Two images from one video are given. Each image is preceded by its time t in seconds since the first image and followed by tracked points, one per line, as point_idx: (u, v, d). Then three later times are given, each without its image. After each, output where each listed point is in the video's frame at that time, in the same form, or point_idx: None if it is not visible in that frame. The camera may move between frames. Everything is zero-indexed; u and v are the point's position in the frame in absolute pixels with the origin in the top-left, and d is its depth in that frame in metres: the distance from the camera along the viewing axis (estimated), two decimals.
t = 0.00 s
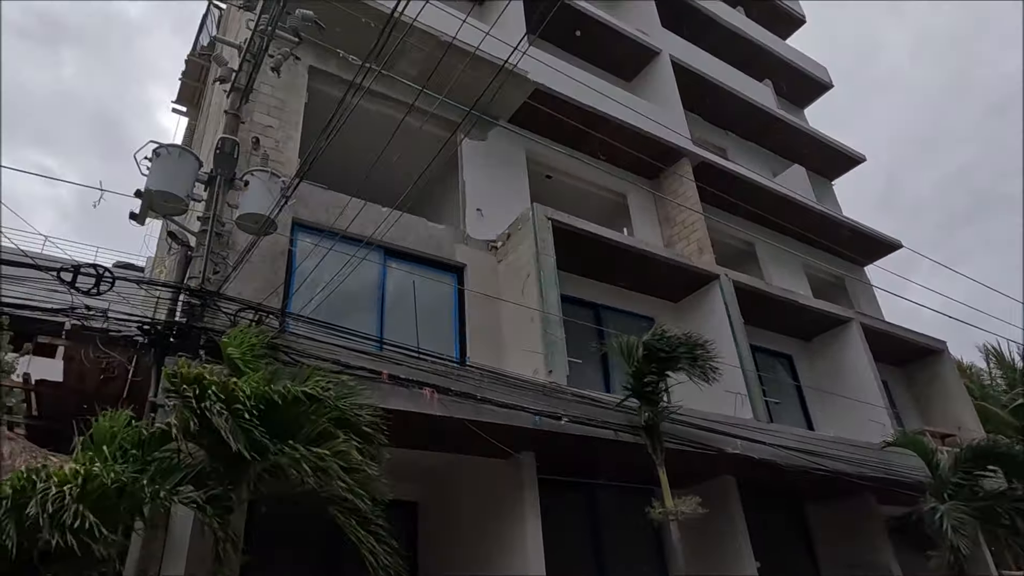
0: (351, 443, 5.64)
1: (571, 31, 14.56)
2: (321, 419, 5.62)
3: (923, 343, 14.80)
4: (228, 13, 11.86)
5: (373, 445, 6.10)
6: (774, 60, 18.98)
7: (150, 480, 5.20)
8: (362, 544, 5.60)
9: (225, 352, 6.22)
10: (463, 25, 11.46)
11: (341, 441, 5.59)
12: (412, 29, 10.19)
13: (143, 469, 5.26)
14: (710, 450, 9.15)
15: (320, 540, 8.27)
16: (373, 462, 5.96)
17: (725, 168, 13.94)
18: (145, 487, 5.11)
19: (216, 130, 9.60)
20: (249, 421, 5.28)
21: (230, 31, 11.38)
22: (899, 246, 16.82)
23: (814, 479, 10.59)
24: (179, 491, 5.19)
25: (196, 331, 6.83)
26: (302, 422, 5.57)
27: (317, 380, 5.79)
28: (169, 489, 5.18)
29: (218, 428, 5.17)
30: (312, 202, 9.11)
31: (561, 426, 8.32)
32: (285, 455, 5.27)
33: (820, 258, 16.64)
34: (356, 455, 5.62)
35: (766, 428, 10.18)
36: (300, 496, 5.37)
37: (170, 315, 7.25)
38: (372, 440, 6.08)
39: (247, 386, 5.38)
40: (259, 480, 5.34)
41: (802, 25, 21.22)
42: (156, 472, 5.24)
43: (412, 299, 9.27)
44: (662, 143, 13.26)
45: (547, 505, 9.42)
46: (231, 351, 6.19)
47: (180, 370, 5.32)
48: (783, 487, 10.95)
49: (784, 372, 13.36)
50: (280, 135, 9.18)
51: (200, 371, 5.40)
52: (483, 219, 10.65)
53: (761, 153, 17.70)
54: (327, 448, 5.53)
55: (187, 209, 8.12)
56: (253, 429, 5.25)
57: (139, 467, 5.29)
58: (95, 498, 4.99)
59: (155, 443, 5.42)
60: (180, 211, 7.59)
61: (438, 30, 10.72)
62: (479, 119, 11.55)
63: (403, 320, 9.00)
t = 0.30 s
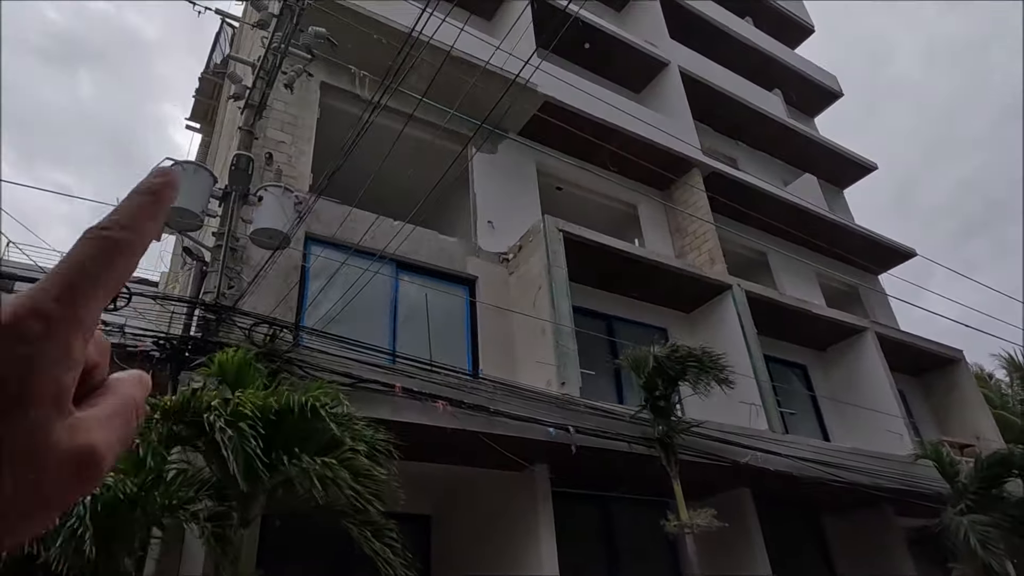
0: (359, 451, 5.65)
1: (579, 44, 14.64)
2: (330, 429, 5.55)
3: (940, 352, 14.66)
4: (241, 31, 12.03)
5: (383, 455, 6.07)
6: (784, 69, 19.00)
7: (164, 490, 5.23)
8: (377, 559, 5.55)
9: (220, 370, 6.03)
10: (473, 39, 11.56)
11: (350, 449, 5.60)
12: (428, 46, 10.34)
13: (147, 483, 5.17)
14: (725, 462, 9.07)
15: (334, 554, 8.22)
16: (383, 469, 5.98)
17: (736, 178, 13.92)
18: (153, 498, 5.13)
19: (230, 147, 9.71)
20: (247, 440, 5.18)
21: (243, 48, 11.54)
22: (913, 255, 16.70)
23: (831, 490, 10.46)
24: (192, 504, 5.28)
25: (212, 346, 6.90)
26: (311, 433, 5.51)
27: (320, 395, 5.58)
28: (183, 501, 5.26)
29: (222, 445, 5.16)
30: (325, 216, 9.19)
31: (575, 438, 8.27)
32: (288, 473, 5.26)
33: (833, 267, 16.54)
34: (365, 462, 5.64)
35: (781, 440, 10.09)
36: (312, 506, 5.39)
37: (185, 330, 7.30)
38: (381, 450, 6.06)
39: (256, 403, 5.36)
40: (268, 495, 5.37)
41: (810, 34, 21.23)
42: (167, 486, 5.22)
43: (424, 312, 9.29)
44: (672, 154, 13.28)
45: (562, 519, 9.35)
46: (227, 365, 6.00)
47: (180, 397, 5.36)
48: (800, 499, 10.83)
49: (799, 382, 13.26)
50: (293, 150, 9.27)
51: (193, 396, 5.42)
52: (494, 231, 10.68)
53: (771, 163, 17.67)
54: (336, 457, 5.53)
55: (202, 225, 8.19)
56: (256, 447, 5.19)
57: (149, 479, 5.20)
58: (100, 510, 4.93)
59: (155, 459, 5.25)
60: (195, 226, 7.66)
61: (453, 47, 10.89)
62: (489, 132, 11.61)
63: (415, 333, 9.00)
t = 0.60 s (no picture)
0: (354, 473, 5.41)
1: (587, 55, 14.71)
2: (335, 450, 5.47)
3: (954, 361, 14.51)
4: (252, 47, 12.19)
5: (387, 476, 5.90)
6: (791, 79, 19.01)
7: (167, 508, 5.25)
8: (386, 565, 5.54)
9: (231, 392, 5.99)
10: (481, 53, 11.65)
11: (344, 472, 5.38)
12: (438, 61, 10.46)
13: (149, 498, 5.20)
14: (736, 473, 9.00)
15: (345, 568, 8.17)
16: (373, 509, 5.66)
17: (744, 187, 13.90)
18: (159, 512, 5.23)
19: (241, 162, 9.81)
20: (211, 476, 5.12)
21: (254, 65, 11.69)
22: (926, 263, 16.57)
23: (846, 502, 10.33)
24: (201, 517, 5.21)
25: (224, 359, 6.90)
26: (316, 452, 5.48)
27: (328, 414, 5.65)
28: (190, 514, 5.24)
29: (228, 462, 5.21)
30: (335, 230, 9.25)
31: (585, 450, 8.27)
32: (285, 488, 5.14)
33: (844, 276, 16.44)
34: (353, 487, 5.37)
35: (793, 451, 10.01)
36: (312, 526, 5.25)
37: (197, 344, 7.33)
38: (387, 471, 5.89)
39: (262, 429, 5.34)
40: (275, 513, 5.33)
41: (819, 42, 21.23)
42: (173, 501, 5.25)
43: (434, 324, 9.32)
44: (681, 164, 13.28)
45: (574, 531, 9.27)
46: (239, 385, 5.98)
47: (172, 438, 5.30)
48: (813, 511, 10.70)
49: (811, 393, 13.14)
50: (303, 164, 9.35)
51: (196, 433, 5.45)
52: (504, 243, 10.71)
53: (780, 171, 17.63)
54: (329, 480, 5.32)
55: (213, 238, 8.23)
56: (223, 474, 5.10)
57: (156, 492, 5.23)
58: (103, 523, 5.10)
59: (162, 471, 5.25)
60: (207, 241, 7.72)
61: (463, 61, 11.01)
62: (498, 145, 11.67)
63: (425, 345, 9.02)
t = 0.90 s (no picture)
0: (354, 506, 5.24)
1: (593, 66, 14.77)
2: (342, 471, 5.49)
3: (967, 369, 14.39)
4: (261, 61, 12.32)
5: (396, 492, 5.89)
6: (798, 87, 19.01)
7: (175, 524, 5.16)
8: None
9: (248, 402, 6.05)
10: (488, 65, 11.74)
11: (349, 494, 5.33)
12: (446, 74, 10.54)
13: (160, 508, 5.17)
14: (746, 485, 8.96)
15: None
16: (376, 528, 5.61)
17: (752, 196, 13.88)
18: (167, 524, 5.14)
19: (251, 175, 9.89)
20: (260, 483, 5.17)
21: (263, 79, 11.81)
22: (936, 270, 16.47)
23: (859, 513, 10.22)
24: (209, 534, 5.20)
25: (234, 372, 6.93)
26: (327, 469, 5.54)
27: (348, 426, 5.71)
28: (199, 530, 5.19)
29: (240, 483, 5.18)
30: (343, 242, 9.31)
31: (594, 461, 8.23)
32: (294, 506, 5.16)
33: (854, 284, 16.35)
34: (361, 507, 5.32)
35: (804, 462, 9.94)
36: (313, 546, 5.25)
37: (207, 357, 7.37)
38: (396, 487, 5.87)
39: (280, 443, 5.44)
40: (284, 531, 5.28)
41: (825, 51, 21.24)
42: (182, 515, 5.21)
43: (442, 335, 9.33)
44: (688, 174, 13.29)
45: (584, 543, 9.20)
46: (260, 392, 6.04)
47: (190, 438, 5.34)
48: (826, 521, 10.59)
49: (822, 402, 13.03)
50: (312, 177, 9.43)
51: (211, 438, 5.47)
52: (511, 254, 10.74)
53: (788, 180, 17.60)
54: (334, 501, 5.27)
55: (223, 251, 8.28)
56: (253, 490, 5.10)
57: (168, 504, 5.23)
58: (111, 533, 4.99)
59: (172, 483, 5.27)
60: (217, 254, 7.79)
61: (471, 74, 11.09)
62: (505, 156, 11.73)
63: (433, 357, 9.04)
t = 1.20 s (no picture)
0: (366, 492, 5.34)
1: (598, 77, 14.83)
2: (345, 471, 5.46)
3: (978, 377, 14.26)
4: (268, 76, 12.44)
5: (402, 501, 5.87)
6: (804, 96, 19.01)
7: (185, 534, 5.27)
8: None
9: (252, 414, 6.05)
10: (492, 77, 11.81)
11: (355, 490, 5.33)
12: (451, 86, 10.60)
13: (167, 520, 5.21)
14: (756, 495, 8.85)
15: None
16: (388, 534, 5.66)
17: (758, 205, 13.86)
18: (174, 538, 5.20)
19: (257, 189, 9.96)
20: (266, 482, 5.20)
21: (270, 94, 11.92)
22: (946, 278, 16.36)
23: (871, 523, 10.11)
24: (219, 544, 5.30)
25: (241, 385, 6.94)
26: (329, 473, 5.50)
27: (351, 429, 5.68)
28: (205, 543, 5.26)
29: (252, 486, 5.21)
30: (350, 254, 9.35)
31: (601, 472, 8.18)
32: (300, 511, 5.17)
33: (862, 292, 16.26)
34: (368, 505, 5.34)
35: (814, 471, 9.86)
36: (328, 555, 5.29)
37: (214, 369, 7.39)
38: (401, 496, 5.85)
39: (285, 442, 5.41)
40: (291, 541, 5.33)
41: (830, 60, 21.26)
42: (191, 526, 5.29)
43: (449, 346, 9.34)
44: (694, 183, 13.30)
45: (593, 555, 9.14)
46: (262, 405, 6.03)
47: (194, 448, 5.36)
48: (837, 532, 10.48)
49: (832, 411, 12.93)
50: (319, 190, 9.49)
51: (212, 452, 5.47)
52: (517, 265, 10.74)
53: (794, 188, 17.57)
54: (341, 498, 5.31)
55: (230, 265, 8.33)
56: (273, 496, 5.15)
57: (174, 521, 5.24)
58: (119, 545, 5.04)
59: (182, 494, 5.29)
60: (224, 267, 7.83)
61: (476, 86, 11.16)
62: (510, 167, 11.76)
63: (440, 368, 9.04)
